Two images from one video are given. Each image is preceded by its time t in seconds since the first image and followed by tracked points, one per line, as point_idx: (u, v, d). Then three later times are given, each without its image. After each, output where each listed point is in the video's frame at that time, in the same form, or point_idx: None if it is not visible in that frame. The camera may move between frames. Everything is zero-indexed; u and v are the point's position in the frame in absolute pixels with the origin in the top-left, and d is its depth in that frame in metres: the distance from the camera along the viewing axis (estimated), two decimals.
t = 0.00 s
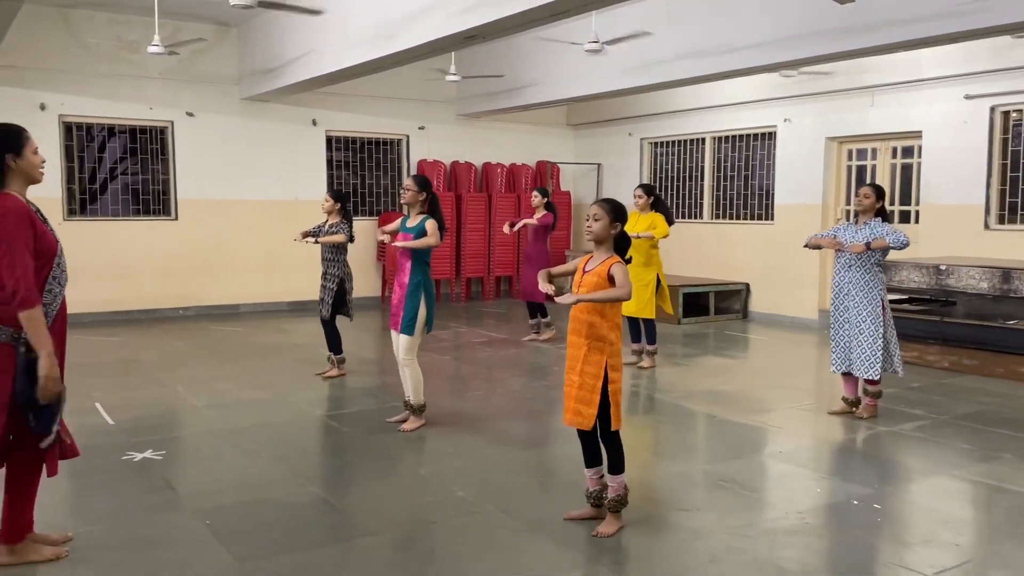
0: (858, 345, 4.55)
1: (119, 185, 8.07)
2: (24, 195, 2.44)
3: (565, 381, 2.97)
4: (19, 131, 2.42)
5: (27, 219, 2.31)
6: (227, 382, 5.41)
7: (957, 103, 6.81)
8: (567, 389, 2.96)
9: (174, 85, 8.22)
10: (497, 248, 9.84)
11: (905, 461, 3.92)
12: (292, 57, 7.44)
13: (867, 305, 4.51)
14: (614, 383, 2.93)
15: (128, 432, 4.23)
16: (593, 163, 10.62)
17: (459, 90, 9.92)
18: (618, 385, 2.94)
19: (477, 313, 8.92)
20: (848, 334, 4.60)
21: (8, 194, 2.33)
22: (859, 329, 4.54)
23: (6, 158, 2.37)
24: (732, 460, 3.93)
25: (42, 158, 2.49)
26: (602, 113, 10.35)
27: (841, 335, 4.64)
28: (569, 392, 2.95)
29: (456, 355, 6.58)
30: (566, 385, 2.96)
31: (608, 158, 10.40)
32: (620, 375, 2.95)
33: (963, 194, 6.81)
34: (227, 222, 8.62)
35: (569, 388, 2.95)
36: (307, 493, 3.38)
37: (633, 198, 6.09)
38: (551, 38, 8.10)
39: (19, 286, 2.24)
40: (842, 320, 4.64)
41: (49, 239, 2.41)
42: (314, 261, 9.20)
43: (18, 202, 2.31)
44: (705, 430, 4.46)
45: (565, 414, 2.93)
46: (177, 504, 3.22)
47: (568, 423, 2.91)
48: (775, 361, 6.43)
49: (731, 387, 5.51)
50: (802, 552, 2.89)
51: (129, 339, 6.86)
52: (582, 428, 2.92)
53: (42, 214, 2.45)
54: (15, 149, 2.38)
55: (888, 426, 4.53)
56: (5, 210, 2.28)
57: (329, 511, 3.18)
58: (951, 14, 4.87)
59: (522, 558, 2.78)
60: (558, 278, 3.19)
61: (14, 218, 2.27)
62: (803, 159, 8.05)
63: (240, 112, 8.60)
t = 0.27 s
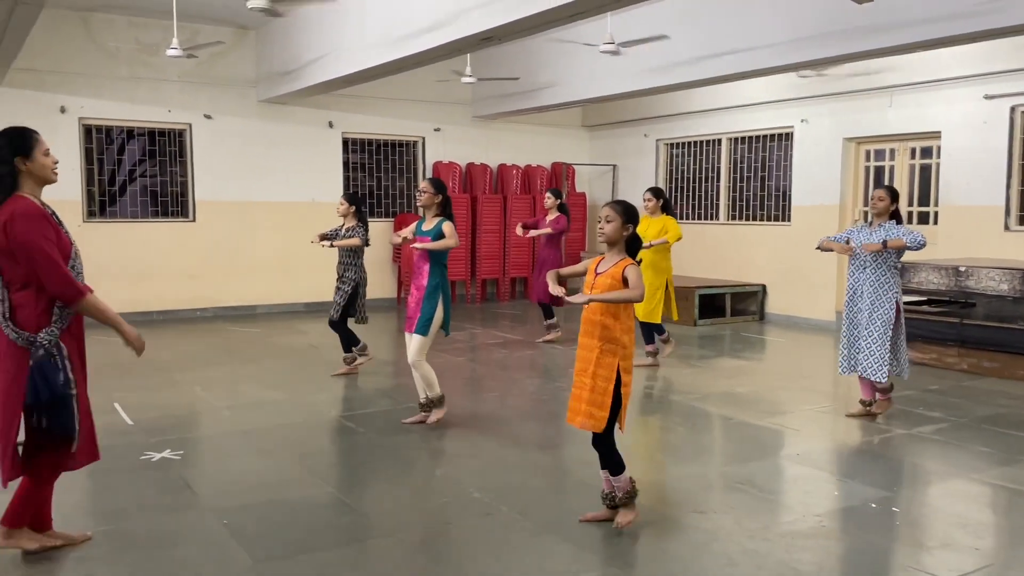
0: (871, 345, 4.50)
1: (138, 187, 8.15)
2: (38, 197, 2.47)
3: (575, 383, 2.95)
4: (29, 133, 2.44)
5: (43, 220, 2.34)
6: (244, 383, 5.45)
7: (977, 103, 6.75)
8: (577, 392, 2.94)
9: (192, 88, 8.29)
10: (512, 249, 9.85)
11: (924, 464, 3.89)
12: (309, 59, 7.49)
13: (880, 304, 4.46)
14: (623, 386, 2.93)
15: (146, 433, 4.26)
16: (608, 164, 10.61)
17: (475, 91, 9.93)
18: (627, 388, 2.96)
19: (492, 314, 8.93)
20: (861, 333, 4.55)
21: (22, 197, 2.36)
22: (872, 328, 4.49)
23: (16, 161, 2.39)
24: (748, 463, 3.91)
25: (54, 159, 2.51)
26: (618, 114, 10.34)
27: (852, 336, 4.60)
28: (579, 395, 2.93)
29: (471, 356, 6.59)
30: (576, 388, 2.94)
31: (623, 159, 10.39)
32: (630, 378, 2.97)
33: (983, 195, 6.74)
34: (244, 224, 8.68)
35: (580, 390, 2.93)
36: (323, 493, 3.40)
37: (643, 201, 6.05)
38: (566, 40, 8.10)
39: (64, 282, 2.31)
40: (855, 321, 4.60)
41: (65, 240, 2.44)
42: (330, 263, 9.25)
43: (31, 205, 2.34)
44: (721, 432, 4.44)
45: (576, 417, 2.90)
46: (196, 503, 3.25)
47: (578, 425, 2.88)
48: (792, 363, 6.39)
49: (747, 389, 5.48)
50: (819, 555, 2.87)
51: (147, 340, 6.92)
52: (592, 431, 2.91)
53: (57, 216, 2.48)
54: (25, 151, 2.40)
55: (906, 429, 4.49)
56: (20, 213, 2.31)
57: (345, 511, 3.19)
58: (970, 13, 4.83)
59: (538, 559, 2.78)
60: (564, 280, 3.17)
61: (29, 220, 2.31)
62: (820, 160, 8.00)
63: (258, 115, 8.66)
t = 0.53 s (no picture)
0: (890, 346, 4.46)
1: (155, 189, 8.22)
2: (57, 197, 2.48)
3: (591, 388, 2.95)
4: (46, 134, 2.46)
5: (60, 218, 2.35)
6: (260, 383, 5.47)
7: (995, 103, 6.68)
8: (594, 396, 2.93)
9: (208, 90, 8.34)
10: (526, 250, 9.84)
11: (943, 467, 3.85)
12: (324, 61, 7.52)
13: (899, 304, 4.43)
14: (643, 391, 2.89)
15: (162, 432, 4.30)
16: (623, 164, 10.58)
17: (489, 93, 9.94)
18: (647, 393, 2.91)
19: (506, 316, 8.93)
20: (878, 335, 4.50)
21: (40, 197, 2.38)
22: (891, 329, 4.45)
23: (33, 162, 2.41)
24: (764, 465, 3.89)
25: (72, 159, 2.52)
26: (632, 115, 10.31)
27: (868, 335, 4.56)
28: (596, 399, 2.92)
29: (485, 358, 6.59)
30: (592, 392, 2.93)
31: (638, 159, 10.36)
32: (650, 383, 2.92)
33: (1001, 195, 6.67)
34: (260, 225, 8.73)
35: (596, 395, 2.92)
36: (338, 493, 3.41)
37: (657, 201, 6.02)
38: (581, 41, 8.09)
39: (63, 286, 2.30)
40: (871, 321, 4.56)
41: (84, 239, 2.45)
42: (345, 264, 9.28)
43: (49, 204, 2.36)
44: (737, 434, 4.42)
45: (592, 422, 2.89)
46: (211, 503, 3.27)
47: (595, 430, 2.87)
48: (808, 365, 6.35)
49: (762, 391, 5.45)
50: (836, 558, 2.85)
51: (164, 340, 6.97)
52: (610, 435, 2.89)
53: (77, 216, 2.49)
54: (42, 152, 2.42)
55: (924, 431, 4.45)
56: (38, 212, 2.33)
57: (360, 512, 3.20)
58: (990, 12, 4.78)
59: (552, 560, 2.78)
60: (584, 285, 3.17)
61: (46, 219, 2.32)
62: (836, 160, 7.94)
63: (273, 116, 8.70)
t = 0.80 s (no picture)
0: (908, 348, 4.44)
1: (169, 189, 8.27)
2: (77, 202, 2.50)
3: (612, 393, 2.93)
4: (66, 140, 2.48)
5: (78, 223, 2.37)
6: (273, 383, 5.50)
7: (1011, 103, 6.62)
8: (614, 401, 2.92)
9: (222, 91, 8.38)
10: (538, 251, 9.84)
11: (958, 470, 3.82)
12: (337, 62, 7.55)
13: (917, 306, 4.41)
14: (664, 393, 2.92)
15: (177, 431, 4.33)
16: (635, 165, 10.56)
17: (501, 93, 9.94)
18: (667, 395, 2.93)
19: (518, 316, 8.93)
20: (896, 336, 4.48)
21: (60, 201, 2.40)
22: (908, 331, 4.43)
23: (54, 167, 2.43)
24: (777, 467, 3.87)
25: (92, 164, 2.54)
26: (644, 116, 10.29)
27: (886, 338, 4.53)
28: (617, 404, 2.91)
29: (497, 358, 6.59)
30: (613, 397, 2.92)
31: (650, 160, 10.34)
32: (670, 385, 2.94)
33: (1018, 196, 6.61)
34: (273, 226, 8.76)
35: (617, 399, 2.91)
36: (351, 493, 3.42)
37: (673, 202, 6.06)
38: (593, 42, 8.09)
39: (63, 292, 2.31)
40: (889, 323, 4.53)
41: (102, 244, 2.47)
42: (357, 265, 9.31)
43: (68, 209, 2.38)
44: (749, 436, 4.41)
45: (615, 427, 2.88)
46: (225, 502, 3.29)
47: (618, 435, 2.87)
48: (822, 367, 6.32)
49: (775, 392, 5.42)
50: (851, 561, 2.83)
51: (178, 340, 7.02)
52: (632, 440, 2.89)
53: (96, 221, 2.51)
54: (63, 157, 2.44)
55: (939, 434, 4.42)
56: (59, 216, 2.35)
57: (372, 511, 3.21)
58: (1005, 12, 4.75)
59: (564, 561, 2.78)
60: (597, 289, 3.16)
61: (66, 224, 2.35)
62: (850, 161, 7.90)
63: (286, 117, 8.74)
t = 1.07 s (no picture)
0: (919, 350, 4.41)
1: (180, 189, 8.30)
2: (94, 199, 2.52)
3: (620, 391, 2.92)
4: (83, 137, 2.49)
5: (94, 220, 2.38)
6: (283, 383, 5.52)
7: None
8: (623, 399, 2.91)
9: (232, 91, 8.41)
10: (548, 251, 9.83)
11: (970, 472, 3.79)
12: (347, 63, 7.57)
13: (929, 308, 4.39)
14: (670, 393, 2.91)
15: (187, 430, 4.35)
16: (645, 165, 10.55)
17: (510, 93, 9.94)
18: (674, 394, 2.93)
19: (527, 316, 8.93)
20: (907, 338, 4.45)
21: (77, 199, 2.42)
22: (920, 333, 4.41)
23: (71, 164, 2.45)
24: (788, 468, 3.85)
25: (109, 162, 2.56)
26: (654, 116, 10.27)
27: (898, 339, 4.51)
28: (626, 403, 2.90)
29: (506, 358, 6.59)
30: (621, 395, 2.91)
31: (659, 160, 10.32)
32: (677, 384, 2.94)
33: None
34: (283, 226, 8.79)
35: (626, 397, 2.90)
36: (360, 492, 3.43)
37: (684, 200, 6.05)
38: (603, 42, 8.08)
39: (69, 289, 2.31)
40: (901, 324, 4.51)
41: (117, 242, 2.49)
42: (367, 265, 9.33)
43: (86, 206, 2.40)
44: (759, 437, 4.39)
45: (623, 425, 2.88)
46: (235, 501, 3.30)
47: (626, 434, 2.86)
48: (832, 368, 6.29)
49: (786, 393, 5.40)
50: (861, 562, 2.82)
51: (189, 339, 7.05)
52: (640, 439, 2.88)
53: (112, 219, 2.53)
54: (80, 155, 2.45)
55: (951, 435, 4.39)
56: (75, 213, 2.36)
57: (382, 511, 3.21)
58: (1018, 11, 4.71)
59: (573, 561, 2.77)
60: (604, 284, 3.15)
61: (81, 221, 2.36)
62: (862, 161, 7.86)
63: (297, 118, 8.76)
